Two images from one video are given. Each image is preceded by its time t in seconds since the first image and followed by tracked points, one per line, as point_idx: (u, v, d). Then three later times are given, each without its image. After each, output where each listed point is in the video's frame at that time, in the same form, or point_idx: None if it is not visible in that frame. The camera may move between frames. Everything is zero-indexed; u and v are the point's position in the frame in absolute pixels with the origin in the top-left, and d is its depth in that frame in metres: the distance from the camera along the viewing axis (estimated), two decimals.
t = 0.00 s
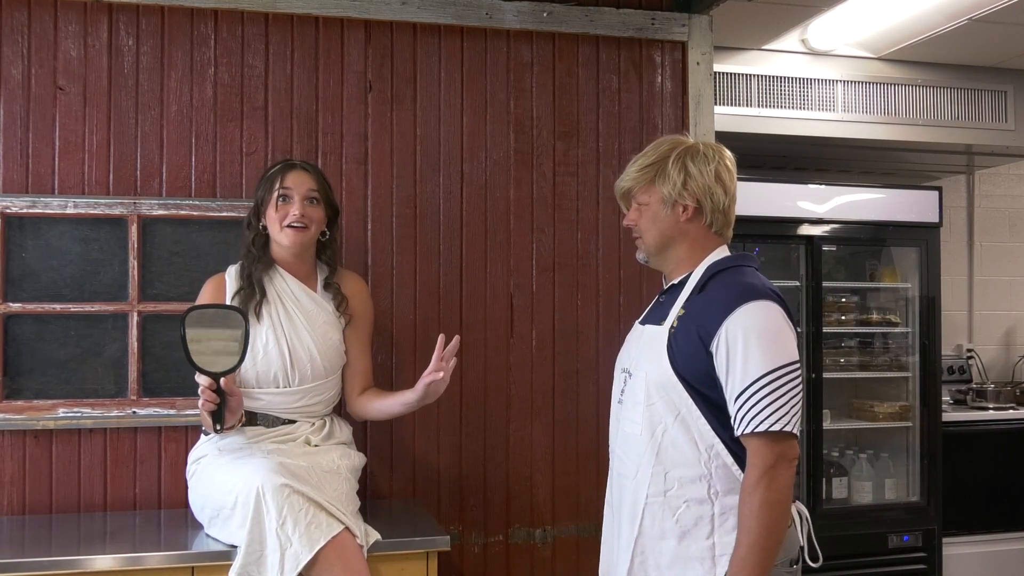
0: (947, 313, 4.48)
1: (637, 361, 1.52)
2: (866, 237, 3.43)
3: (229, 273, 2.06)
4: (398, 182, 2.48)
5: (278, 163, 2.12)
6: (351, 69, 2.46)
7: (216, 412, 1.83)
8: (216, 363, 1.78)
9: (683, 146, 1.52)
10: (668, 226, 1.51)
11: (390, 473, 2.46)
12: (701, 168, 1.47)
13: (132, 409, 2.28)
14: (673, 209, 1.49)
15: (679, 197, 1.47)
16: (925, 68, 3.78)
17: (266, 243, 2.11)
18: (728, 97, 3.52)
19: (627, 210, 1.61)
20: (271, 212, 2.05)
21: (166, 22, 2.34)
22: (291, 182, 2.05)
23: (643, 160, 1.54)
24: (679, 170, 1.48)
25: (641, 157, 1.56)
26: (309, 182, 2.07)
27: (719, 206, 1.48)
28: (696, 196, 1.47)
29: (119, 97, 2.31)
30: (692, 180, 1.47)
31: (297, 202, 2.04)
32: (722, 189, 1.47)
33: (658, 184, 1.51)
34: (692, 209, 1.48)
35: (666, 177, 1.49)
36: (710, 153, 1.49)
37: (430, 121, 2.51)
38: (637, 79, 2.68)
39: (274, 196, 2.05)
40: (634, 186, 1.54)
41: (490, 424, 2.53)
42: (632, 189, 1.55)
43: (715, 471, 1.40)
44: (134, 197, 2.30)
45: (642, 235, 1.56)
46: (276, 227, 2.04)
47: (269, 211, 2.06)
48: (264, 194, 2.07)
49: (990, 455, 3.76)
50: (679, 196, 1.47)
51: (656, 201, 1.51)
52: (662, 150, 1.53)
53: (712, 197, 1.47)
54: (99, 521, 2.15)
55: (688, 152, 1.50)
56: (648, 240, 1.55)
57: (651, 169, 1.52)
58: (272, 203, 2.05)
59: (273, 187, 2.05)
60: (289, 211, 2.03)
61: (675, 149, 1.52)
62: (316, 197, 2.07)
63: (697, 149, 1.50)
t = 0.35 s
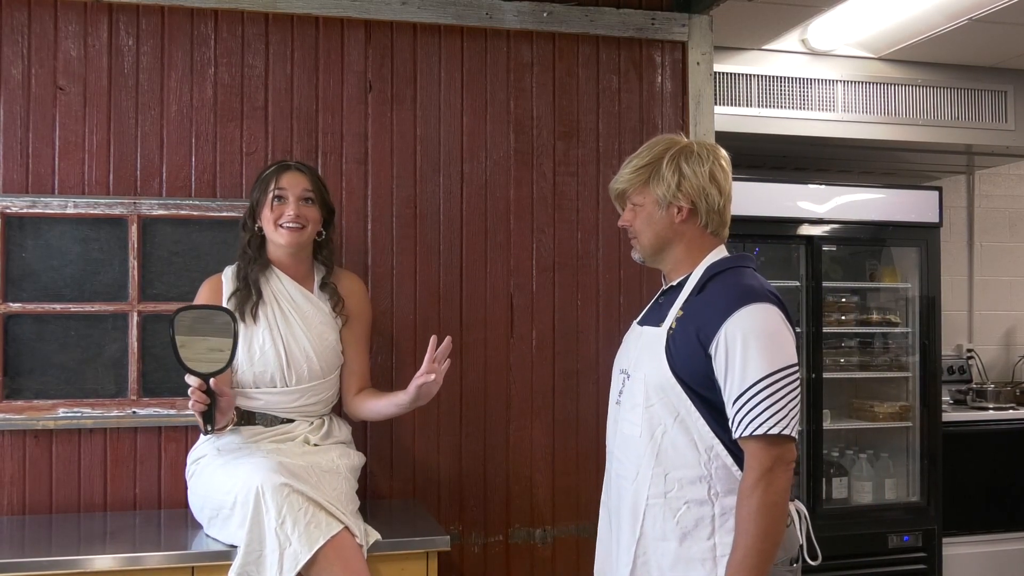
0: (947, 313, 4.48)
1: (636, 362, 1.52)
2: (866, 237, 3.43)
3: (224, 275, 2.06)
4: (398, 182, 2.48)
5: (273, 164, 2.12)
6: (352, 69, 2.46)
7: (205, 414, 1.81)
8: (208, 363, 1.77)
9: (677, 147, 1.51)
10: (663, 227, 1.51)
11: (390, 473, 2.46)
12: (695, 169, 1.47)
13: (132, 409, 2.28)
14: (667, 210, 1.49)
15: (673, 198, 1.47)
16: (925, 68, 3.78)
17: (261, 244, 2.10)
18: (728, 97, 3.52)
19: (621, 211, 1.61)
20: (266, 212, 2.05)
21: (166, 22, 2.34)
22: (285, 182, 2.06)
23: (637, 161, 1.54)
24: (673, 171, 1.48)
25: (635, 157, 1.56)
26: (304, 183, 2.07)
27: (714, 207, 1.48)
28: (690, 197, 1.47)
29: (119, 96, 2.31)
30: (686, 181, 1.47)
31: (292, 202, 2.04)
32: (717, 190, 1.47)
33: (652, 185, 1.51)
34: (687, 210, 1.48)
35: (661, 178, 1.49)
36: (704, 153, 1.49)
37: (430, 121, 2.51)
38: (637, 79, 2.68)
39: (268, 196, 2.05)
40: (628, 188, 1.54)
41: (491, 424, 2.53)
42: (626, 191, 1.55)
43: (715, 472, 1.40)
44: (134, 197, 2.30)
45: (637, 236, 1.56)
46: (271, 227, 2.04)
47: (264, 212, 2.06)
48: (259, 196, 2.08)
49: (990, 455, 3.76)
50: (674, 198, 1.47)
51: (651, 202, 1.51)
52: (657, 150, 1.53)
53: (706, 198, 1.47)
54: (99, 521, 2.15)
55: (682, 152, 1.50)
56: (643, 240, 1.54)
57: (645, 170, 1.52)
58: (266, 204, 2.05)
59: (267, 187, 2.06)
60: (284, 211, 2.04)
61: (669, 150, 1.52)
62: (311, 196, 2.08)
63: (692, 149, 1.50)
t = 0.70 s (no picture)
0: (947, 313, 4.48)
1: (633, 361, 1.52)
2: (865, 237, 3.43)
3: (222, 275, 2.07)
4: (397, 182, 2.48)
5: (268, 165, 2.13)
6: (352, 69, 2.46)
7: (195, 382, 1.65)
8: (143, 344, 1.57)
9: (684, 146, 1.51)
10: (664, 225, 1.51)
11: (390, 473, 2.46)
12: (699, 169, 1.47)
13: (132, 409, 2.28)
14: (669, 209, 1.49)
15: (676, 197, 1.47)
16: (924, 68, 3.78)
17: (259, 244, 2.11)
18: (727, 97, 3.52)
19: (625, 206, 1.61)
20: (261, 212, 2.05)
21: (166, 23, 2.34)
22: (280, 182, 2.06)
23: (643, 157, 1.54)
24: (676, 169, 1.48)
25: (641, 154, 1.56)
26: (299, 181, 2.08)
27: (716, 207, 1.48)
28: (693, 197, 1.47)
29: (119, 97, 2.31)
30: (690, 180, 1.47)
31: (286, 200, 2.04)
32: (720, 191, 1.47)
33: (655, 183, 1.50)
34: (689, 209, 1.48)
35: (664, 176, 1.49)
36: (710, 153, 1.49)
37: (430, 121, 2.51)
38: (637, 79, 2.68)
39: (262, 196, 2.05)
40: (632, 183, 1.54)
41: (491, 424, 2.53)
42: (630, 186, 1.55)
43: (711, 472, 1.40)
44: (134, 197, 2.30)
45: (638, 232, 1.56)
46: (266, 226, 2.04)
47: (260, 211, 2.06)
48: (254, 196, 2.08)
49: (990, 455, 3.77)
50: (677, 196, 1.47)
51: (653, 200, 1.51)
52: (663, 148, 1.52)
53: (708, 198, 1.47)
54: (99, 521, 2.15)
55: (688, 151, 1.50)
56: (643, 236, 1.55)
57: (650, 167, 1.52)
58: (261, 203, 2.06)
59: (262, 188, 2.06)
60: (278, 210, 2.04)
61: (675, 149, 1.52)
62: (306, 194, 2.07)
63: (698, 148, 1.50)
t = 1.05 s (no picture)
0: (947, 313, 4.48)
1: (633, 362, 1.52)
2: (866, 237, 3.43)
3: (214, 276, 2.09)
4: (397, 182, 2.48)
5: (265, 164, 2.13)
6: (351, 69, 2.46)
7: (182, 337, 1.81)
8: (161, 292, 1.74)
9: (678, 147, 1.51)
10: (661, 227, 1.50)
11: (390, 473, 2.46)
12: (694, 170, 1.47)
13: (132, 409, 2.28)
14: (665, 210, 1.49)
15: (672, 198, 1.47)
16: (924, 68, 3.78)
17: (253, 245, 2.11)
18: (727, 97, 3.52)
19: (620, 208, 1.61)
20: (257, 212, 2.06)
21: (166, 22, 2.34)
22: (275, 182, 2.06)
23: (638, 159, 1.54)
24: (671, 171, 1.48)
25: (636, 156, 1.56)
26: (294, 181, 2.08)
27: (712, 209, 1.48)
28: (689, 198, 1.47)
29: (119, 97, 2.31)
30: (685, 182, 1.47)
31: (283, 201, 2.05)
32: (716, 191, 1.47)
33: (650, 185, 1.50)
34: (685, 210, 1.48)
35: (659, 178, 1.49)
36: (704, 154, 1.49)
37: (430, 121, 2.51)
38: (637, 79, 2.68)
39: (258, 196, 2.06)
40: (627, 186, 1.54)
41: (491, 424, 2.53)
42: (626, 189, 1.55)
43: (708, 475, 1.40)
44: (134, 197, 2.30)
45: (635, 234, 1.55)
46: (262, 226, 2.05)
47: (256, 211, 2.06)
48: (250, 195, 2.07)
49: (990, 455, 3.77)
50: (672, 198, 1.47)
51: (649, 202, 1.51)
52: (658, 149, 1.52)
53: (704, 199, 1.47)
54: (99, 521, 2.15)
55: (683, 152, 1.50)
56: (641, 238, 1.54)
57: (645, 169, 1.52)
58: (256, 203, 2.06)
59: (258, 187, 2.06)
60: (274, 210, 2.04)
61: (670, 150, 1.51)
62: (301, 193, 2.08)
63: (692, 149, 1.50)
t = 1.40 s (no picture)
0: (947, 313, 4.48)
1: (634, 360, 1.52)
2: (866, 237, 3.43)
3: (205, 282, 2.08)
4: (398, 182, 2.48)
5: (276, 167, 2.11)
6: (352, 69, 2.46)
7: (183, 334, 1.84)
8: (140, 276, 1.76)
9: (686, 146, 1.51)
10: (667, 226, 1.50)
11: (390, 474, 2.46)
12: (701, 170, 1.47)
13: (133, 409, 2.28)
14: (671, 209, 1.49)
15: (678, 198, 1.47)
16: (925, 68, 3.78)
17: (252, 248, 2.07)
18: (728, 97, 3.52)
19: (626, 207, 1.60)
20: (271, 219, 2.05)
21: (167, 22, 2.33)
22: (296, 193, 2.08)
23: (644, 158, 1.54)
24: (679, 170, 1.48)
25: (643, 155, 1.56)
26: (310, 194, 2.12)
27: (718, 209, 1.48)
28: (695, 198, 1.47)
29: (120, 96, 2.31)
30: (692, 181, 1.47)
31: (304, 212, 2.08)
32: (722, 191, 1.47)
33: (657, 184, 1.50)
34: (691, 209, 1.48)
35: (667, 177, 1.49)
36: (712, 154, 1.49)
37: (431, 121, 2.51)
38: (638, 79, 2.68)
39: (279, 203, 2.05)
40: (634, 185, 1.54)
41: (492, 424, 2.53)
42: (632, 187, 1.55)
43: (706, 474, 1.40)
44: (134, 197, 2.30)
45: (641, 233, 1.55)
46: (277, 234, 2.04)
47: (270, 216, 2.05)
48: (262, 199, 2.05)
49: (990, 455, 3.76)
50: (679, 197, 1.47)
51: (655, 201, 1.51)
52: (666, 148, 1.52)
53: (711, 199, 1.47)
54: (99, 521, 2.15)
55: (690, 152, 1.50)
56: (646, 237, 1.54)
57: (652, 168, 1.52)
58: (275, 210, 2.05)
59: (279, 194, 2.05)
60: (295, 220, 2.06)
61: (677, 149, 1.51)
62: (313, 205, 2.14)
63: (700, 149, 1.50)
